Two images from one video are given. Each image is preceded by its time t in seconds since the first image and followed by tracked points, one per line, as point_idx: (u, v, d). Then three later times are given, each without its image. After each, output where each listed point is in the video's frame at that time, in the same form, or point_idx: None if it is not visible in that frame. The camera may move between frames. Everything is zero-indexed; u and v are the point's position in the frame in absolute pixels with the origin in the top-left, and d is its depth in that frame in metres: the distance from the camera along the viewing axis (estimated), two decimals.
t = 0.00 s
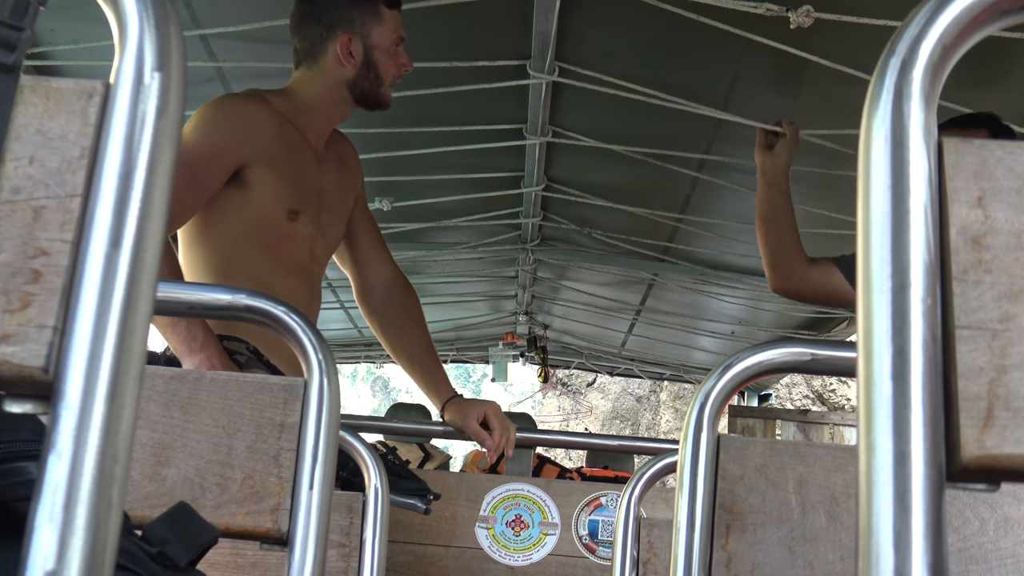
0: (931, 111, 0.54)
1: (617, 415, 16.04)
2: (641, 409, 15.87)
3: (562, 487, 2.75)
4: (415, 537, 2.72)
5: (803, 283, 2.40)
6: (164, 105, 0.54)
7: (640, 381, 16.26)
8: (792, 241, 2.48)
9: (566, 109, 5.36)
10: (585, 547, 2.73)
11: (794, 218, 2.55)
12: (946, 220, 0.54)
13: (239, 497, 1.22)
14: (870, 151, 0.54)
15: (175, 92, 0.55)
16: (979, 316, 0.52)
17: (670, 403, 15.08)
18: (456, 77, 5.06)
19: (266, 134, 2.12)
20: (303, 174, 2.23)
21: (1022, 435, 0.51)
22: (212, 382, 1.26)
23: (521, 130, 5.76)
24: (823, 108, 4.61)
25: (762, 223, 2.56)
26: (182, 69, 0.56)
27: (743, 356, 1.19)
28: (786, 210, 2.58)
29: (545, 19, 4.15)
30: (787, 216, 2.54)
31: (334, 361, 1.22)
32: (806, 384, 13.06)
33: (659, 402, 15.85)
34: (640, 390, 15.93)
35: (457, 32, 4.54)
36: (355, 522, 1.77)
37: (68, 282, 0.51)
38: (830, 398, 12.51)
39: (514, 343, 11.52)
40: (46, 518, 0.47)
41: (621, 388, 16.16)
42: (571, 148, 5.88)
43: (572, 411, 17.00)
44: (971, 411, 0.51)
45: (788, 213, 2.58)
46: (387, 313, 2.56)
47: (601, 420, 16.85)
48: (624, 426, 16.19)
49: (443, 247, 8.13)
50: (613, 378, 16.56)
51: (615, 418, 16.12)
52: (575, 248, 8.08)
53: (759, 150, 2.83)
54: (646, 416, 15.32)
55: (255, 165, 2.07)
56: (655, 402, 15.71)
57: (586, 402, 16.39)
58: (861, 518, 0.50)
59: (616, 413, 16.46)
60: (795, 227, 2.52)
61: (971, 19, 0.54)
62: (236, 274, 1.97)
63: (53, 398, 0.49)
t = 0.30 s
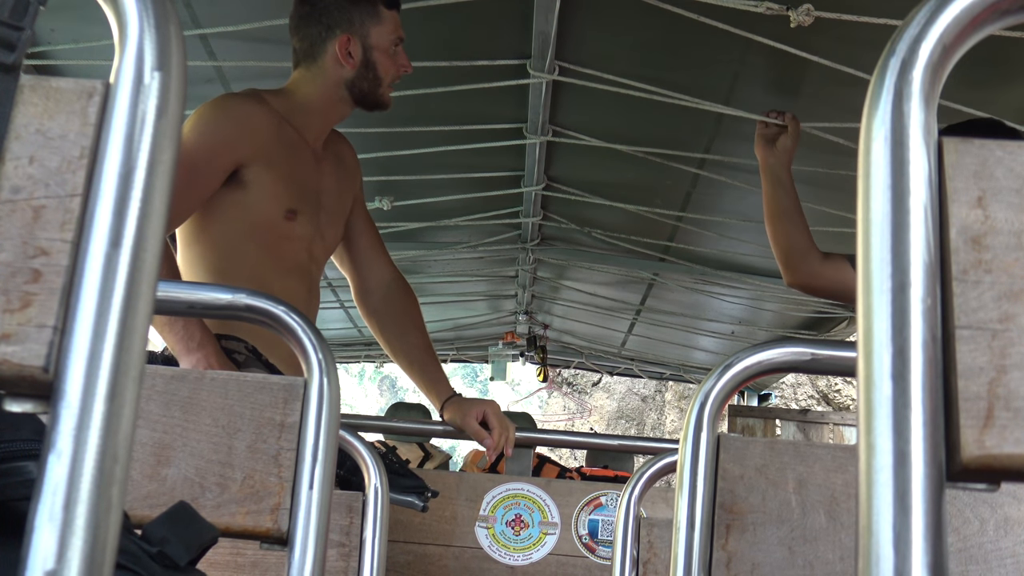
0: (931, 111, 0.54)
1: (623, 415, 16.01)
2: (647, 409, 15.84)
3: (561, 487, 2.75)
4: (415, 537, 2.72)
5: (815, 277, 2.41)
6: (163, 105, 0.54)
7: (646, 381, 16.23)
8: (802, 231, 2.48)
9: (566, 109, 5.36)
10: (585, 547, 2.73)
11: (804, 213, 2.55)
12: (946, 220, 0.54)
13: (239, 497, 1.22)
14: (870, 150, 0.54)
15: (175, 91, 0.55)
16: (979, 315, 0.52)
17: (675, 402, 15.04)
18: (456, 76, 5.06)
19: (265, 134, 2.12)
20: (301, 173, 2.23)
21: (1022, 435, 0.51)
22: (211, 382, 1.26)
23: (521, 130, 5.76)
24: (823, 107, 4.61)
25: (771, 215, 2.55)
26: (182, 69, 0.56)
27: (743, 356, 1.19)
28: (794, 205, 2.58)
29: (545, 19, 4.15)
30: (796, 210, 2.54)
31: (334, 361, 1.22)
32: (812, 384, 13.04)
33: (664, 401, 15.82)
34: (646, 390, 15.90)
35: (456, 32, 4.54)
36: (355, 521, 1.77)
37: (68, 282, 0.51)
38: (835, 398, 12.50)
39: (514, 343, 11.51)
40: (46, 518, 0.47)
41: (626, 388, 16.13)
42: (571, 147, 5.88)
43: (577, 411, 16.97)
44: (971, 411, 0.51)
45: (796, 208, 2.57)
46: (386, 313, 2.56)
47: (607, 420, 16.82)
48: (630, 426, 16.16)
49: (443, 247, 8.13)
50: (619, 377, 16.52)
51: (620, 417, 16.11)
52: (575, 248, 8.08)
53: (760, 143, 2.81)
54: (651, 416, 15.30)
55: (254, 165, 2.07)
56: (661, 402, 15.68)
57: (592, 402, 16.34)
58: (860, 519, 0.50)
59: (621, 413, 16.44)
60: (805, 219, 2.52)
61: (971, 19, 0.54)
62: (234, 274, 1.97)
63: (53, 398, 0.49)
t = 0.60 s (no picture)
0: (931, 111, 0.54)
1: (628, 416, 15.98)
2: (652, 410, 15.80)
3: (562, 487, 2.75)
4: (415, 537, 2.72)
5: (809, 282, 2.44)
6: (163, 106, 0.54)
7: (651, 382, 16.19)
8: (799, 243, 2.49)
9: (566, 109, 5.36)
10: (585, 547, 2.73)
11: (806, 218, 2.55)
12: (946, 220, 0.54)
13: (239, 497, 1.22)
14: (870, 151, 0.54)
15: (175, 91, 0.55)
16: (979, 315, 0.52)
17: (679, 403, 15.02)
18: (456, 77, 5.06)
19: (265, 134, 2.12)
20: (301, 174, 2.23)
21: (1021, 435, 0.51)
22: (212, 382, 1.26)
23: (521, 130, 5.76)
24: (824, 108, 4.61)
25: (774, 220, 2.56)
26: (182, 69, 0.56)
27: (743, 356, 1.19)
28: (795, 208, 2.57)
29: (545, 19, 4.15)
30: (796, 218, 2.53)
31: (334, 361, 1.22)
32: (817, 385, 13.01)
33: (669, 402, 15.78)
34: (651, 391, 15.87)
35: (456, 32, 4.54)
36: (355, 522, 1.77)
37: (68, 282, 0.51)
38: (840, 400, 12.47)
39: (514, 343, 11.51)
40: (45, 518, 0.47)
41: (631, 389, 16.08)
42: (571, 147, 5.88)
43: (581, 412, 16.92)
44: (971, 411, 0.51)
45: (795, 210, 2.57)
46: (386, 313, 2.56)
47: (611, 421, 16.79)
48: (635, 427, 16.12)
49: (443, 247, 8.13)
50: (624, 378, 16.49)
51: (625, 419, 16.07)
52: (575, 248, 8.08)
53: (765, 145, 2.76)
54: (656, 418, 15.25)
55: (254, 166, 2.07)
56: (666, 403, 15.65)
57: (598, 403, 16.26)
58: (860, 520, 0.50)
59: (626, 414, 16.39)
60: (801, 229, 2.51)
61: (970, 20, 0.54)
62: (234, 275, 1.97)
63: (53, 398, 0.49)
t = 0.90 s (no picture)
0: (931, 111, 0.54)
1: (632, 417, 15.94)
2: (655, 411, 15.77)
3: (561, 487, 2.75)
4: (415, 537, 2.72)
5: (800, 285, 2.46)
6: (163, 106, 0.54)
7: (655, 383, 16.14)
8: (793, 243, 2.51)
9: (566, 110, 5.37)
10: (585, 547, 2.73)
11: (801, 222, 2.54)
12: (947, 220, 0.54)
13: (239, 497, 1.22)
14: (870, 150, 0.54)
15: (175, 91, 0.55)
16: (979, 315, 0.52)
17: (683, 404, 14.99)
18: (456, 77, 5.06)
19: (265, 135, 2.12)
20: (301, 174, 2.23)
21: (1021, 436, 0.51)
22: (212, 382, 1.26)
23: (520, 130, 5.76)
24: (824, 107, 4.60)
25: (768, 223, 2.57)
26: (182, 69, 0.56)
27: (743, 356, 1.19)
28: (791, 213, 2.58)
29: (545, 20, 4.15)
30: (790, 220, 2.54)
31: (333, 361, 1.22)
32: (820, 385, 12.98)
33: (673, 403, 15.74)
34: (655, 392, 15.83)
35: (455, 32, 4.55)
36: (355, 522, 1.77)
37: (68, 282, 0.51)
38: (844, 400, 12.44)
39: (514, 343, 11.51)
40: (46, 518, 0.47)
41: (635, 389, 16.04)
42: (571, 147, 5.88)
43: (585, 412, 16.89)
44: (972, 411, 0.51)
45: (790, 213, 2.59)
46: (386, 313, 2.56)
47: (614, 421, 16.75)
48: (640, 428, 16.08)
49: (443, 247, 8.13)
50: (628, 379, 16.46)
51: (629, 420, 16.02)
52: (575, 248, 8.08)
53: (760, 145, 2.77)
54: (660, 418, 15.20)
55: (254, 166, 2.07)
56: (670, 404, 15.60)
57: (602, 404, 16.21)
58: (860, 519, 0.50)
59: (630, 415, 16.34)
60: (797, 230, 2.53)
61: (970, 20, 0.54)
62: (234, 275, 1.97)
63: (53, 398, 0.49)
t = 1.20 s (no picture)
0: (931, 111, 0.54)
1: (635, 416, 15.91)
2: (659, 410, 15.73)
3: (561, 487, 2.75)
4: (415, 537, 2.72)
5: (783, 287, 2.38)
6: (163, 106, 0.54)
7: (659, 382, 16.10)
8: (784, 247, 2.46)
9: (566, 109, 5.36)
10: (585, 547, 2.73)
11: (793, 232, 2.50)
12: (946, 220, 0.54)
13: (239, 497, 1.22)
14: (870, 150, 0.54)
15: (175, 91, 0.55)
16: (979, 315, 0.52)
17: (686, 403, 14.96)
18: (456, 77, 5.06)
19: (264, 134, 2.12)
20: (300, 174, 2.23)
21: (1022, 435, 0.51)
22: (211, 382, 1.26)
23: (520, 130, 5.76)
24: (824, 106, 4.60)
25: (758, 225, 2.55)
26: (181, 70, 0.56)
27: (743, 356, 1.19)
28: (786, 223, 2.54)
29: (545, 19, 4.15)
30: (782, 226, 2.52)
31: (333, 361, 1.22)
32: (823, 384, 12.95)
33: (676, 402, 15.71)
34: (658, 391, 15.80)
35: (455, 32, 4.55)
36: (355, 522, 1.77)
37: (68, 282, 0.51)
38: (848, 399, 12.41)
39: (514, 343, 11.51)
40: (46, 518, 0.47)
41: (639, 389, 16.01)
42: (571, 147, 5.88)
43: (588, 412, 16.85)
44: (971, 411, 0.51)
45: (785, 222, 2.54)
46: (386, 313, 2.56)
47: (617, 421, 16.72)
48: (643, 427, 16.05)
49: (443, 247, 8.13)
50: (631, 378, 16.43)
51: (632, 419, 15.99)
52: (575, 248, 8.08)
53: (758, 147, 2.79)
54: (663, 418, 15.17)
55: (254, 166, 2.07)
56: (673, 403, 15.57)
57: (606, 404, 16.16)
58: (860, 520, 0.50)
59: (634, 415, 16.30)
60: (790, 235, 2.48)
61: (971, 19, 0.54)
62: (234, 275, 1.97)
63: (53, 398, 0.49)
